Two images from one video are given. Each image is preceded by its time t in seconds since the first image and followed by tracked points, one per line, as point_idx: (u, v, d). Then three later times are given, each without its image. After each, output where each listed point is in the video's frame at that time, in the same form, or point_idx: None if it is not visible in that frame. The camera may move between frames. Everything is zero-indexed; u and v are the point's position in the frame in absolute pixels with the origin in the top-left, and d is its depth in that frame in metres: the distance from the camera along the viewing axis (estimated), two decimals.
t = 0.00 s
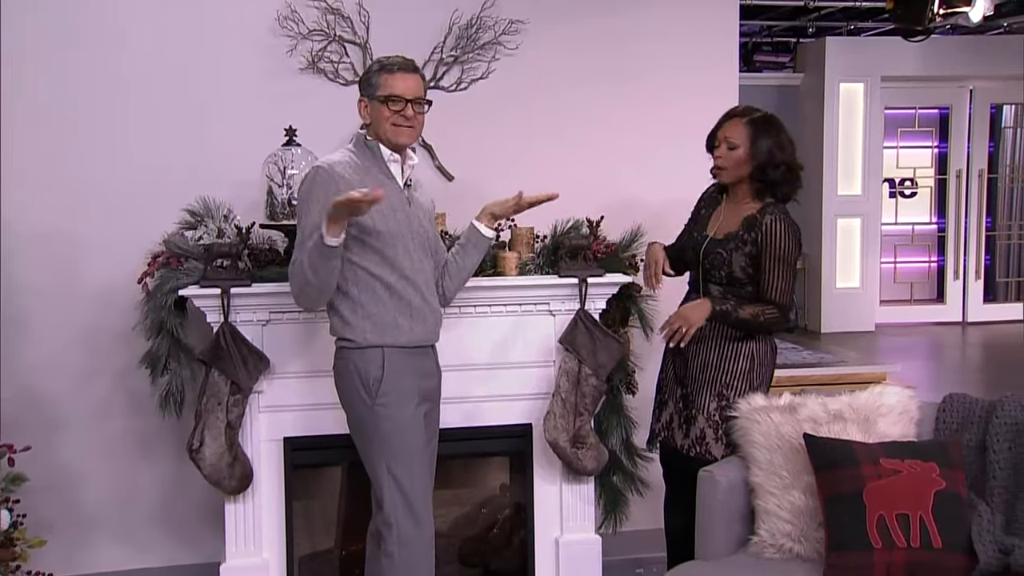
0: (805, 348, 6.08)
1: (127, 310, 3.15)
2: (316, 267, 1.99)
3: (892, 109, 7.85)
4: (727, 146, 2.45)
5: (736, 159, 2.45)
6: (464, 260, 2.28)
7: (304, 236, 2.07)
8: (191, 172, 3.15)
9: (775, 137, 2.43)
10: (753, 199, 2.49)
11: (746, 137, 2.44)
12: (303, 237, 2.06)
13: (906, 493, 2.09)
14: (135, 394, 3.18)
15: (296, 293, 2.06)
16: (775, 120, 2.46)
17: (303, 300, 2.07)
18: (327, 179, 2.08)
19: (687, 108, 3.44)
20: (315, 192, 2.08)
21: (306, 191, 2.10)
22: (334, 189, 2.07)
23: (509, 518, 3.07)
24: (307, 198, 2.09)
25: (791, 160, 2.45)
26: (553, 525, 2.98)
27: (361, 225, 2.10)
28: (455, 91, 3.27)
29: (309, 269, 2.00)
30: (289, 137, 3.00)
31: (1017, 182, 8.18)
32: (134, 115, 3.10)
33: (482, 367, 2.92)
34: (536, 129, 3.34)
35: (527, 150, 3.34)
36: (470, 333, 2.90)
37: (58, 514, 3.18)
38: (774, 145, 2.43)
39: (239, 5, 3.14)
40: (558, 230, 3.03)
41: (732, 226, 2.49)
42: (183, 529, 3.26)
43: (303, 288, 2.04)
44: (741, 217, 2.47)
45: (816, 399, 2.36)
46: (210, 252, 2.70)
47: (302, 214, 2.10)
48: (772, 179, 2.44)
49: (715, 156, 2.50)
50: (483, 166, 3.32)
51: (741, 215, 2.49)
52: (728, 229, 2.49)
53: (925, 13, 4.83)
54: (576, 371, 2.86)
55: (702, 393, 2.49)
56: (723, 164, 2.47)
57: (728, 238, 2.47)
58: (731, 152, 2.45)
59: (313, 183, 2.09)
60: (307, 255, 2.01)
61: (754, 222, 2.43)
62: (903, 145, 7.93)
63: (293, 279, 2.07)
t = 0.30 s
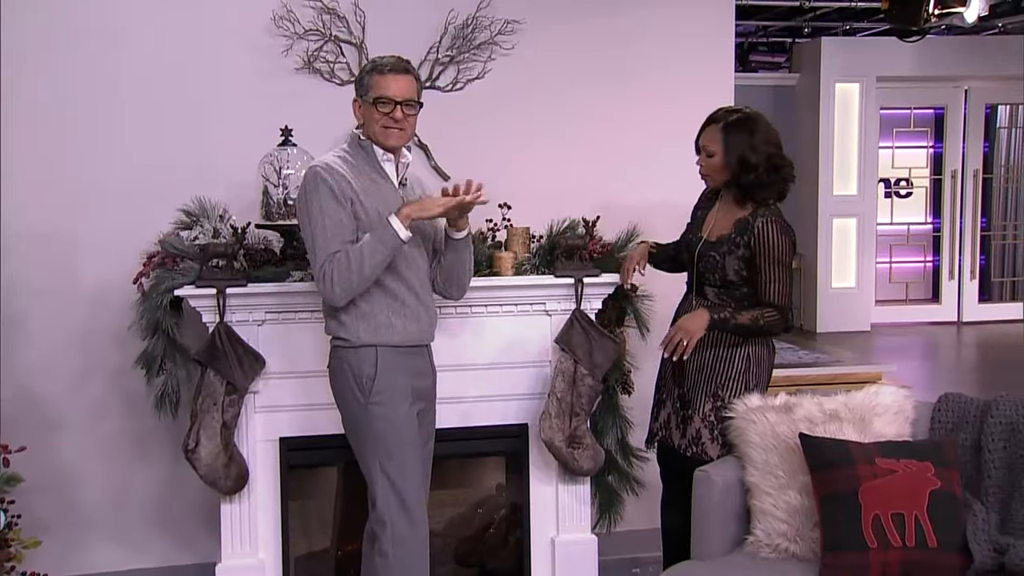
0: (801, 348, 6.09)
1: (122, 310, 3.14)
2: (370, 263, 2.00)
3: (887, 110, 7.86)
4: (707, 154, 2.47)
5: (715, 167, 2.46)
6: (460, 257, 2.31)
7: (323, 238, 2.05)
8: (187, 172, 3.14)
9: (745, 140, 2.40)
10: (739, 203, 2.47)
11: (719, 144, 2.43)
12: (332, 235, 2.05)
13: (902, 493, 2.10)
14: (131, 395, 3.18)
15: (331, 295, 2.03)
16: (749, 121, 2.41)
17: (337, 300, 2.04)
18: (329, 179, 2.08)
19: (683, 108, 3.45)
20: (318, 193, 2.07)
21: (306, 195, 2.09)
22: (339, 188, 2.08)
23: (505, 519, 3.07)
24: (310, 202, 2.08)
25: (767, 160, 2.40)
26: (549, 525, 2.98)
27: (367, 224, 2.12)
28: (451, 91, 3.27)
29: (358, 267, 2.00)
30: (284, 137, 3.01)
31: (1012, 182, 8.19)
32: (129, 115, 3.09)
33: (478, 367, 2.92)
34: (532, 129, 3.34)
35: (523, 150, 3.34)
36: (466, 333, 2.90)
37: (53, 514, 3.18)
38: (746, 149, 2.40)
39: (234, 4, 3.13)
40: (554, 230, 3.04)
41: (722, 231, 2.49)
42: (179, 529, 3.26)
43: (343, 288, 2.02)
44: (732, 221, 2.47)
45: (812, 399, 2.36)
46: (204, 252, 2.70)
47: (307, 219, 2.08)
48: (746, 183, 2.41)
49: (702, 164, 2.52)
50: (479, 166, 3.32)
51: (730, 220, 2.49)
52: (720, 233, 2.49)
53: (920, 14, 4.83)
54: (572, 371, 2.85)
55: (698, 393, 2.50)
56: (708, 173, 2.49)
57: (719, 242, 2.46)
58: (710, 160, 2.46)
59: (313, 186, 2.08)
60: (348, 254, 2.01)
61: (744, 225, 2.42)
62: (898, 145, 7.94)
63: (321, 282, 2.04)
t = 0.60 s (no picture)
0: (801, 347, 6.09)
1: (121, 310, 3.14)
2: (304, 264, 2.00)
3: (887, 110, 7.87)
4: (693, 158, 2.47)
5: (704, 171, 2.46)
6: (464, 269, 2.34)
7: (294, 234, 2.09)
8: (186, 172, 3.14)
9: (725, 143, 2.38)
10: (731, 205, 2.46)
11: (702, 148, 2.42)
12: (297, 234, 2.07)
13: (901, 493, 2.10)
14: (130, 395, 3.18)
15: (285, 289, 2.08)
16: (729, 123, 2.39)
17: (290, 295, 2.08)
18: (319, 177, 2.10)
19: (682, 108, 3.44)
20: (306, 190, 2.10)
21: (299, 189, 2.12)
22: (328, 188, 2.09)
23: (504, 518, 3.07)
24: (299, 197, 2.11)
25: (751, 162, 2.37)
26: (548, 525, 2.98)
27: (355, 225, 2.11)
28: (450, 91, 3.27)
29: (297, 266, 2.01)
30: (284, 137, 3.01)
31: (1011, 182, 8.20)
32: (128, 115, 3.09)
33: (477, 367, 2.92)
34: (531, 128, 3.34)
35: (523, 150, 3.34)
36: (465, 334, 2.90)
37: (53, 514, 3.18)
38: (726, 152, 2.38)
39: (234, 4, 3.13)
40: (554, 230, 3.04)
41: (717, 233, 2.49)
42: (178, 530, 3.25)
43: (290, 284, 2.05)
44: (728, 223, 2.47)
45: (811, 399, 2.36)
46: (204, 252, 2.70)
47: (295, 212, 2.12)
48: (730, 187, 2.40)
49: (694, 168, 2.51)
50: (479, 166, 3.32)
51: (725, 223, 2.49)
52: (716, 236, 2.49)
53: (919, 13, 4.84)
54: (571, 371, 2.86)
55: (699, 393, 2.49)
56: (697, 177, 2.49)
57: (715, 245, 2.46)
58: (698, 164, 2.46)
59: (305, 182, 2.11)
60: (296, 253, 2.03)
61: (738, 228, 2.41)
62: (898, 145, 7.94)
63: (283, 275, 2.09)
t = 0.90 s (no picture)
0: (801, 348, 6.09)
1: (121, 310, 3.14)
2: (309, 276, 2.02)
3: (887, 109, 7.87)
4: (693, 158, 2.48)
5: (704, 170, 2.47)
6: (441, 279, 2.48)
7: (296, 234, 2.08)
8: (186, 172, 3.14)
9: (727, 141, 2.40)
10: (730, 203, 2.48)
11: (704, 147, 2.44)
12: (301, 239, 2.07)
13: (902, 493, 2.10)
14: (130, 395, 3.18)
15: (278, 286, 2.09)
16: (731, 121, 2.41)
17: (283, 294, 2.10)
18: (332, 181, 2.08)
19: (682, 108, 3.44)
20: (317, 190, 2.07)
21: (308, 187, 2.09)
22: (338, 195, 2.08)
23: (504, 519, 3.07)
24: (308, 196, 2.08)
25: (752, 160, 2.40)
26: (548, 525, 2.98)
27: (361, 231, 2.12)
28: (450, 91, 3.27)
29: (298, 276, 2.03)
30: (284, 137, 3.01)
31: (1011, 182, 8.20)
32: (128, 115, 3.09)
33: (477, 367, 2.92)
34: (531, 128, 3.34)
35: (523, 150, 3.34)
36: (465, 334, 2.90)
37: (53, 514, 3.18)
38: (729, 150, 2.40)
39: (233, 4, 3.13)
40: (554, 230, 3.04)
41: (717, 230, 2.50)
42: (178, 530, 3.25)
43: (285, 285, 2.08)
44: (728, 220, 2.48)
45: (811, 399, 2.35)
46: (204, 252, 2.70)
47: (300, 210, 2.10)
48: (733, 184, 2.41)
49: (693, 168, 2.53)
50: (478, 166, 3.32)
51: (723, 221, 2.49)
52: (716, 232, 2.50)
53: (920, 14, 4.84)
54: (571, 371, 2.85)
55: (701, 393, 2.51)
56: (697, 177, 2.50)
57: (716, 241, 2.48)
58: (699, 164, 2.47)
59: (317, 182, 2.08)
60: (301, 262, 2.03)
61: (740, 225, 2.43)
62: (898, 145, 7.94)
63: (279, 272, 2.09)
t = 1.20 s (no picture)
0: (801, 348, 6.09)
1: (121, 310, 3.14)
2: (329, 278, 2.01)
3: (887, 109, 7.87)
4: (700, 157, 2.50)
5: (712, 170, 2.49)
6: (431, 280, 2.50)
7: (309, 233, 2.06)
8: (186, 172, 3.14)
9: (738, 138, 2.45)
10: (732, 200, 2.51)
11: (713, 144, 2.47)
12: (318, 236, 2.05)
13: (902, 493, 2.10)
14: (130, 395, 3.18)
15: (288, 284, 2.06)
16: (738, 120, 2.47)
17: (292, 293, 2.06)
18: (350, 182, 2.06)
19: (682, 108, 3.45)
20: (335, 190, 2.06)
21: (323, 185, 2.07)
22: (356, 195, 2.07)
23: (504, 519, 3.07)
24: (324, 194, 2.06)
25: (762, 159, 2.45)
26: (548, 525, 2.98)
27: (370, 232, 2.12)
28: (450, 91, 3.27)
29: (317, 278, 2.01)
30: (284, 137, 3.01)
31: (1011, 182, 8.20)
32: (128, 115, 3.09)
33: (477, 367, 2.92)
34: (531, 128, 3.34)
35: (523, 150, 3.34)
36: (466, 334, 2.90)
37: (53, 514, 3.18)
38: (741, 147, 2.45)
39: (233, 4, 3.13)
40: (554, 230, 3.04)
41: (720, 226, 2.52)
42: (179, 530, 3.25)
43: (297, 284, 2.05)
44: (730, 215, 2.50)
45: (811, 399, 2.35)
46: (204, 252, 2.70)
47: (312, 208, 2.07)
48: (744, 180, 2.46)
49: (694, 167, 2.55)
50: (478, 166, 3.32)
51: (723, 218, 2.51)
52: (719, 227, 2.51)
53: (920, 14, 4.84)
54: (571, 371, 2.85)
55: (704, 390, 2.53)
56: (700, 175, 2.52)
57: (717, 237, 2.50)
58: (705, 162, 2.49)
59: (335, 181, 2.06)
60: (320, 263, 2.01)
61: (742, 219, 2.46)
62: (898, 145, 7.94)
63: (290, 269, 2.06)
